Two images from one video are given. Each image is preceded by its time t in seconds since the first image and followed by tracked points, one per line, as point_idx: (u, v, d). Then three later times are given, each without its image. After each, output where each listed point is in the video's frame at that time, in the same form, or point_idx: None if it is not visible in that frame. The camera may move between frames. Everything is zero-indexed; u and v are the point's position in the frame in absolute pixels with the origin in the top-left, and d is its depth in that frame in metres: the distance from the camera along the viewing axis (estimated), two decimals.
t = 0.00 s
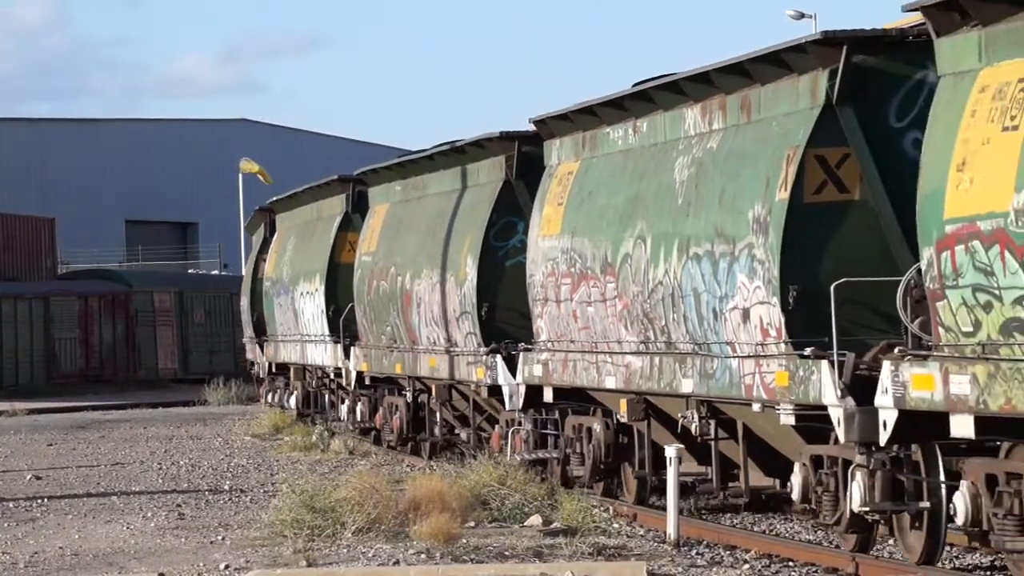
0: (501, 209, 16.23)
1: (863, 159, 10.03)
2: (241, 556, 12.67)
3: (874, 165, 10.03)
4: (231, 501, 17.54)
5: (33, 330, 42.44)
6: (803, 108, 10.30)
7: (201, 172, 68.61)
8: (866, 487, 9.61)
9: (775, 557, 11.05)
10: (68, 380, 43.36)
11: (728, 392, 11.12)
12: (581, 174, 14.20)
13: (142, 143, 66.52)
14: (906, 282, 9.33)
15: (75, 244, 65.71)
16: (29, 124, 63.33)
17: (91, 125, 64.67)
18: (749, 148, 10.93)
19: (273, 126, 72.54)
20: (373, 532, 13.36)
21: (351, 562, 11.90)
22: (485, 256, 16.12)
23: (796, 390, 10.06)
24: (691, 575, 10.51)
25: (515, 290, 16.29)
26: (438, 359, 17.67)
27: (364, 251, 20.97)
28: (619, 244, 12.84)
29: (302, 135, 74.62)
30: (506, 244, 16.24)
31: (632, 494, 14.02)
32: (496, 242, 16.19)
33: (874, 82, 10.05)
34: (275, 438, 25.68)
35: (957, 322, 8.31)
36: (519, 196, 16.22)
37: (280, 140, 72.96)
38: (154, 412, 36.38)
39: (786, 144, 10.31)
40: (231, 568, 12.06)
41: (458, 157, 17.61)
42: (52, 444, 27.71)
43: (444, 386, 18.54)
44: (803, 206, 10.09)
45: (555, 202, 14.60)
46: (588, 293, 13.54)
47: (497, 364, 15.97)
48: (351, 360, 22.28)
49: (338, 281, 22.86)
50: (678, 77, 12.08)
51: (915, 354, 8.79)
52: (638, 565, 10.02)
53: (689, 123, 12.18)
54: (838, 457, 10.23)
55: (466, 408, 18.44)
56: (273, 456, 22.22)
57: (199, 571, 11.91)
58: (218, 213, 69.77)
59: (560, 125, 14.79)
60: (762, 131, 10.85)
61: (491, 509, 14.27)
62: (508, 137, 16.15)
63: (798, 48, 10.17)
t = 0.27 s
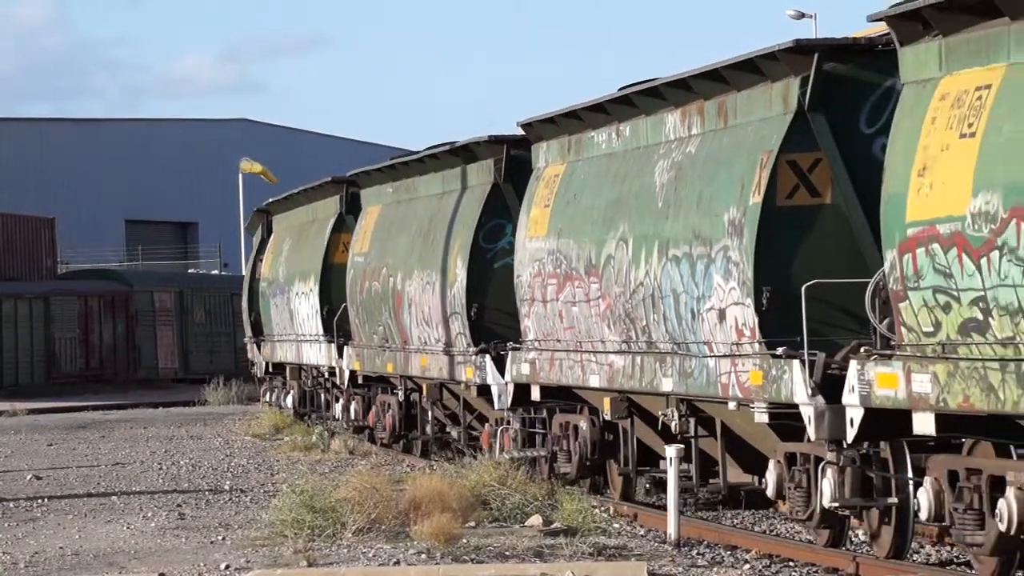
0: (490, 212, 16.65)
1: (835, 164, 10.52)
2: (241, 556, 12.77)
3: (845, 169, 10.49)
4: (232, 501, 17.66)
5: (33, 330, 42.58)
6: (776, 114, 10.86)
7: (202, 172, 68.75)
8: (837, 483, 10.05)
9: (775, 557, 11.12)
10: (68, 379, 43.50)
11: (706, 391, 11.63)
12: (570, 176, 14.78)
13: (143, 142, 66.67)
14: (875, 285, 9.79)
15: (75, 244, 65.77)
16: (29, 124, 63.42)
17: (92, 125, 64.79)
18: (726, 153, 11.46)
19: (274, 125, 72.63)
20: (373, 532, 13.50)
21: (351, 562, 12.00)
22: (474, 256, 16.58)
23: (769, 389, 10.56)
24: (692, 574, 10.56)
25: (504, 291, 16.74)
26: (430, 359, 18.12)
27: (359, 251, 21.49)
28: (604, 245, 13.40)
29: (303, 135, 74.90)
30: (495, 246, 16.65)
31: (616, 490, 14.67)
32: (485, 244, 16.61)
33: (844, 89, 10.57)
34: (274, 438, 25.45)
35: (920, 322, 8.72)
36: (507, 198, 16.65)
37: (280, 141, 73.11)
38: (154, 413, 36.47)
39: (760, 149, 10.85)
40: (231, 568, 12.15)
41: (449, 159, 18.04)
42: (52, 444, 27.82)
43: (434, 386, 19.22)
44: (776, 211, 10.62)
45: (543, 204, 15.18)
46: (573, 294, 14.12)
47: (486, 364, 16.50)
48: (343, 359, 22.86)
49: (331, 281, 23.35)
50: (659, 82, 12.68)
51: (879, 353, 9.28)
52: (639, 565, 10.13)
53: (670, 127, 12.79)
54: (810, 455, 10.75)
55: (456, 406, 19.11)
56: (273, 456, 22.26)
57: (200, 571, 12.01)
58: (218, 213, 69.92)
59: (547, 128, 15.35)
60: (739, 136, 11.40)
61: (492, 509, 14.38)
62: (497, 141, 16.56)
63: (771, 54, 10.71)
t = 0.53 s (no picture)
0: (481, 214, 17.03)
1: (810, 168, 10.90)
2: (241, 556, 12.88)
3: (820, 174, 10.89)
4: (231, 501, 17.78)
5: (33, 330, 42.73)
6: (754, 119, 11.18)
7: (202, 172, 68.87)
8: (811, 480, 10.31)
9: (776, 557, 11.10)
10: (67, 379, 43.63)
11: (688, 390, 11.88)
12: (557, 179, 15.08)
13: (142, 143, 66.79)
14: (848, 286, 10.02)
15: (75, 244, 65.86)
16: (28, 124, 63.53)
17: (91, 125, 64.91)
18: (706, 157, 11.77)
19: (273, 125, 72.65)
20: (372, 532, 13.61)
21: (351, 562, 12.09)
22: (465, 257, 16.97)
23: (747, 388, 10.80)
24: (692, 574, 10.55)
25: (494, 292, 17.13)
26: (421, 358, 18.47)
27: (351, 252, 21.88)
28: (589, 247, 13.71)
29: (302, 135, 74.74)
30: (485, 248, 16.98)
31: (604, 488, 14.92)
32: (475, 245, 16.95)
33: (818, 95, 10.94)
34: (275, 438, 25.49)
35: (887, 323, 9.06)
36: (498, 200, 17.06)
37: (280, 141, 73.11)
38: (153, 413, 36.55)
39: (738, 154, 11.18)
40: (231, 568, 12.26)
41: (438, 161, 18.33)
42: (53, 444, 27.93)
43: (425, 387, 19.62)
44: (753, 214, 10.95)
45: (531, 206, 15.48)
46: (560, 295, 14.42)
47: (476, 364, 16.85)
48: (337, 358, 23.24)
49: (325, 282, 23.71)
50: (642, 87, 12.97)
51: (850, 353, 9.57)
52: (639, 565, 10.20)
53: (652, 132, 13.06)
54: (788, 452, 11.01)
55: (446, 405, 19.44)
56: (273, 456, 22.36)
57: (200, 571, 12.11)
58: (218, 213, 70.05)
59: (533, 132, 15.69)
60: (718, 141, 11.72)
61: (491, 509, 14.48)
62: (488, 143, 16.94)
63: (747, 60, 11.05)
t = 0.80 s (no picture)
0: (470, 215, 17.34)
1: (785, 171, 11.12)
2: (240, 556, 12.98)
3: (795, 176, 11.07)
4: (231, 501, 17.90)
5: (34, 330, 42.86)
6: (730, 124, 11.48)
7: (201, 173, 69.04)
8: (784, 476, 10.69)
9: (775, 557, 11.13)
10: (68, 379, 43.73)
11: (667, 389, 12.27)
12: (545, 182, 15.47)
13: (142, 143, 66.88)
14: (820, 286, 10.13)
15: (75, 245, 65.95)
16: (28, 124, 63.60)
17: (91, 125, 64.99)
18: (684, 161, 12.10)
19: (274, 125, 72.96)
20: (372, 532, 13.71)
21: (350, 562, 12.19)
22: (455, 257, 17.27)
23: (723, 387, 11.11)
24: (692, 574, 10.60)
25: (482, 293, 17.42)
26: (412, 357, 18.81)
27: (346, 252, 22.19)
28: (575, 249, 14.08)
29: (303, 134, 74.77)
30: (475, 249, 17.36)
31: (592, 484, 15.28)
32: (465, 246, 17.33)
33: (793, 100, 11.20)
34: (274, 437, 25.45)
35: (853, 323, 9.37)
36: (488, 202, 17.39)
37: (280, 141, 73.33)
38: (154, 413, 36.67)
39: (714, 159, 11.46)
40: (230, 568, 12.36)
41: (430, 164, 18.64)
42: (52, 444, 28.05)
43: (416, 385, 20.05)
44: (729, 217, 11.17)
45: (519, 208, 15.92)
46: (546, 295, 14.78)
47: (466, 362, 17.09)
48: (332, 357, 23.63)
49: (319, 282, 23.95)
50: (624, 93, 13.34)
51: (818, 352, 9.91)
52: (638, 565, 10.32)
53: (635, 136, 13.44)
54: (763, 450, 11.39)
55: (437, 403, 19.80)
56: (273, 456, 22.47)
57: (200, 570, 12.21)
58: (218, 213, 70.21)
59: (523, 136, 16.18)
60: (696, 145, 12.03)
61: (491, 509, 14.61)
62: (479, 146, 17.33)
63: (724, 67, 11.36)
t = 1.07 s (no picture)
0: (460, 217, 17.51)
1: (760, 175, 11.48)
2: (241, 556, 13.10)
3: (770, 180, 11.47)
4: (231, 501, 18.02)
5: (34, 330, 42.99)
6: (707, 129, 11.77)
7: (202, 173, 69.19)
8: (759, 473, 11.04)
9: (775, 557, 11.18)
10: (68, 380, 43.84)
11: (649, 387, 12.49)
12: (530, 185, 15.71)
13: (142, 143, 66.99)
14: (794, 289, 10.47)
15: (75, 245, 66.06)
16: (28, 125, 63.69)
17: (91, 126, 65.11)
18: (664, 165, 12.36)
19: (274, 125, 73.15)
20: (372, 532, 13.83)
21: (351, 562, 12.30)
22: (446, 256, 17.38)
23: (701, 386, 11.40)
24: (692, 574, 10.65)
25: (472, 293, 17.50)
26: (405, 357, 19.00)
27: (340, 252, 22.38)
28: (559, 250, 14.31)
29: (303, 135, 74.95)
30: (465, 250, 17.54)
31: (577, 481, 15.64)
32: (455, 247, 17.51)
33: (767, 105, 11.51)
34: (275, 437, 25.60)
35: (822, 324, 9.66)
36: (478, 204, 17.54)
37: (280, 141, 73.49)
38: (154, 413, 36.79)
39: (692, 163, 11.74)
40: (230, 568, 12.47)
41: (420, 166, 18.87)
42: (52, 444, 28.16)
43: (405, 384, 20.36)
44: (707, 219, 11.46)
45: (507, 210, 16.04)
46: (533, 296, 14.97)
47: (455, 362, 17.35)
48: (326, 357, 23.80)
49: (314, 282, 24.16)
50: (607, 97, 13.58)
51: (790, 352, 10.19)
52: (638, 565, 10.41)
53: (618, 140, 13.67)
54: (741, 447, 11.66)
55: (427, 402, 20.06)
56: (274, 456, 22.58)
57: (200, 571, 12.32)
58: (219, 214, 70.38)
59: (510, 140, 16.43)
60: (676, 149, 12.29)
61: (492, 509, 14.75)
62: (466, 148, 17.49)
63: (700, 73, 11.64)
